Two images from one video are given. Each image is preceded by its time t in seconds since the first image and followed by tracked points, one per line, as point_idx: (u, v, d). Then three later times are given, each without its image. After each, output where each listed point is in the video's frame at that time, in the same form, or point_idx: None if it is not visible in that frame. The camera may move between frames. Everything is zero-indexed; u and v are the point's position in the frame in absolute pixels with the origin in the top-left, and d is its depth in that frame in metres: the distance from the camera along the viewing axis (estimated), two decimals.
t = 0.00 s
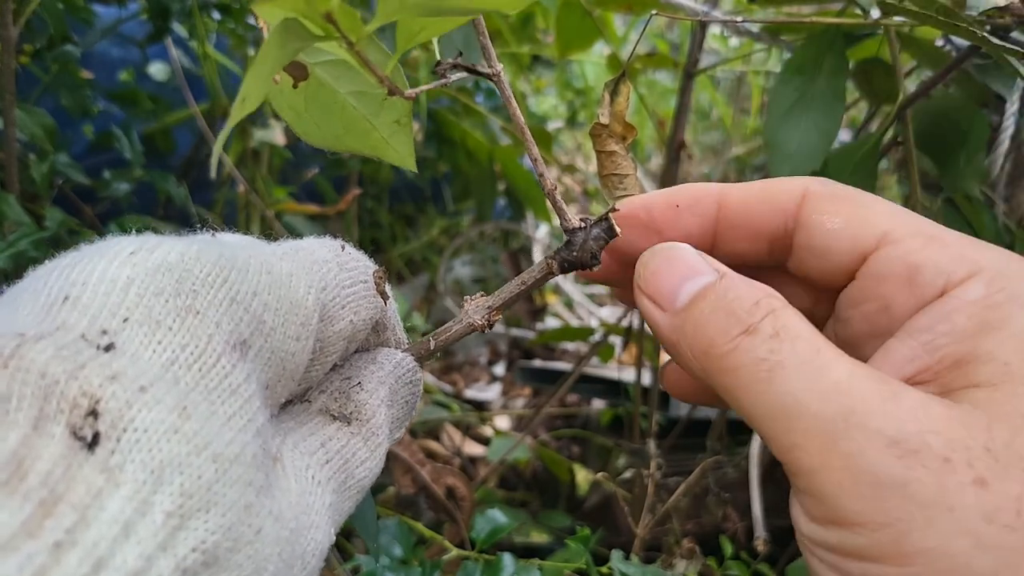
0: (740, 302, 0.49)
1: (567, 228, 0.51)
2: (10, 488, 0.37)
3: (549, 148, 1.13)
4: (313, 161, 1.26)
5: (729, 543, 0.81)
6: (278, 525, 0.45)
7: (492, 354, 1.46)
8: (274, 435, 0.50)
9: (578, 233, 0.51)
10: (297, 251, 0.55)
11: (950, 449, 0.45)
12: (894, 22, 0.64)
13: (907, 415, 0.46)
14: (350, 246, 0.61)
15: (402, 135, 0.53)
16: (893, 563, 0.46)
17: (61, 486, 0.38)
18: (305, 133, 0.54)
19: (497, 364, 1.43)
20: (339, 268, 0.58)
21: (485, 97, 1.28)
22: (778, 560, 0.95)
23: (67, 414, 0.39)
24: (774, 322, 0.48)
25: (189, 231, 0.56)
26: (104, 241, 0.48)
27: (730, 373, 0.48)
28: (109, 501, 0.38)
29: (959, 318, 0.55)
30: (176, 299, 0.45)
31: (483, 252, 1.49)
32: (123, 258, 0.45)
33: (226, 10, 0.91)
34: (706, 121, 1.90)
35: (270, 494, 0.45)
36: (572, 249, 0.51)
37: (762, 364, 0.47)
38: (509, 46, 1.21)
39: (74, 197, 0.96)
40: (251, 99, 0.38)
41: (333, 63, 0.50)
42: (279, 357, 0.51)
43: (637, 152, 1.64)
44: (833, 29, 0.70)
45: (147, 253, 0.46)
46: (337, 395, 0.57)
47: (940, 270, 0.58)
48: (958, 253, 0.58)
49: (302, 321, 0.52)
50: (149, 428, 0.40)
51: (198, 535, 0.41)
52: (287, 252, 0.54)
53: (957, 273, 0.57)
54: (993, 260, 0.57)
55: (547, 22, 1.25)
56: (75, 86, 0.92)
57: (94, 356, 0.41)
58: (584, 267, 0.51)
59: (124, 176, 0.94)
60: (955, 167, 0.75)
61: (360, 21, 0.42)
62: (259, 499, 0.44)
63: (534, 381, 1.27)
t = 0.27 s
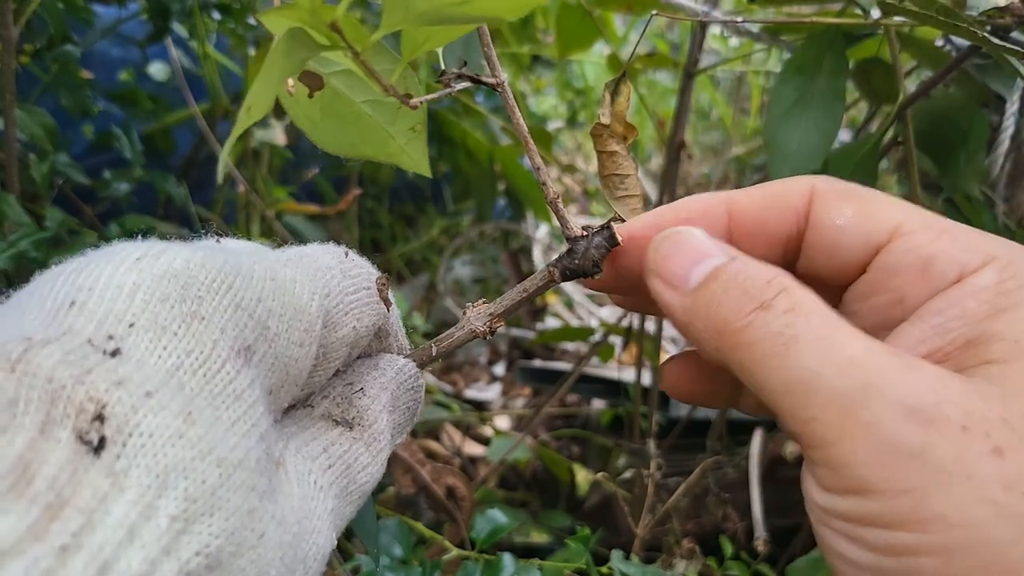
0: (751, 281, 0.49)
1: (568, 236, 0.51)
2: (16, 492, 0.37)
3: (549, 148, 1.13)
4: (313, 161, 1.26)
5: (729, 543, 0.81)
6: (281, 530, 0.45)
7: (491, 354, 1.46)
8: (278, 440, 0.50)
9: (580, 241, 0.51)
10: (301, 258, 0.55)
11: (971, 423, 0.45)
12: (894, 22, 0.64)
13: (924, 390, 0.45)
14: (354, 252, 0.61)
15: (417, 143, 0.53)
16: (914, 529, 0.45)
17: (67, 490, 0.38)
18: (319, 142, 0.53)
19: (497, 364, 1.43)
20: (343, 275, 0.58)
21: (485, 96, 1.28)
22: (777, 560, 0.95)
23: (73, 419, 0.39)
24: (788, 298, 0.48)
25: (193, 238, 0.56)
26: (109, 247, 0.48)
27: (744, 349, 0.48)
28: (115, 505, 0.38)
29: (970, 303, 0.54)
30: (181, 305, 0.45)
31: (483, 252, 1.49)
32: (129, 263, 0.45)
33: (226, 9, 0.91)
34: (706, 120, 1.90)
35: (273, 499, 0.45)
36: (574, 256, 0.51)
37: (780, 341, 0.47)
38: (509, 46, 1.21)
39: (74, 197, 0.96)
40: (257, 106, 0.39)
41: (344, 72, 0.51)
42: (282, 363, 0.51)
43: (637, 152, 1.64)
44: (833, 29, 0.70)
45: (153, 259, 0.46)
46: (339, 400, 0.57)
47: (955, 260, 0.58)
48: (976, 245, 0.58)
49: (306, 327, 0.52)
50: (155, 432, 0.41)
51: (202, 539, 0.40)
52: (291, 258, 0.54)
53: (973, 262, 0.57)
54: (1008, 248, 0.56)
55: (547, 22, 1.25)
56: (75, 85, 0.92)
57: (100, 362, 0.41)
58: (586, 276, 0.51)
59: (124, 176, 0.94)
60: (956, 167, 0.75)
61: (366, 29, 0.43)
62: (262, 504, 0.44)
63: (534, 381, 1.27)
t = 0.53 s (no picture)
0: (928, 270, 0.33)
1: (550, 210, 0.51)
2: None
3: (549, 148, 1.14)
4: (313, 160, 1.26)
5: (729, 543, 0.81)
6: (266, 510, 0.45)
7: (492, 354, 1.45)
8: (263, 423, 0.50)
9: (561, 213, 0.50)
10: (281, 242, 0.55)
11: None
12: (895, 22, 0.64)
13: None
14: (334, 235, 0.61)
15: (383, 118, 0.57)
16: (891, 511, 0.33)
17: (46, 475, 0.38)
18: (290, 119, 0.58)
19: (497, 364, 1.43)
20: (324, 258, 0.58)
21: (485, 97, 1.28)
22: (777, 560, 0.95)
23: (51, 404, 0.39)
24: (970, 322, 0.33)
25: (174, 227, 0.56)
26: (87, 237, 0.48)
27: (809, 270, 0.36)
28: (95, 489, 0.38)
29: None
30: (159, 290, 0.45)
31: (483, 252, 1.49)
32: (105, 251, 0.45)
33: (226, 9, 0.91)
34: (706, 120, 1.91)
35: (257, 480, 0.45)
36: (554, 229, 0.50)
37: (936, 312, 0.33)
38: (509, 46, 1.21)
39: (73, 197, 0.96)
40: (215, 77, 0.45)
41: (311, 52, 0.55)
42: (265, 346, 0.51)
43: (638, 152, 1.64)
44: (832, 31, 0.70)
45: (129, 246, 0.46)
46: (326, 383, 0.57)
47: None
48: None
49: (288, 310, 0.52)
50: (133, 417, 0.41)
51: (185, 520, 0.41)
52: (271, 242, 0.54)
53: None
54: None
55: (547, 22, 1.25)
56: (74, 85, 0.92)
57: (77, 348, 0.41)
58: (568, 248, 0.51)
59: (124, 176, 0.94)
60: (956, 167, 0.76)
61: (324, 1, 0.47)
62: (246, 484, 0.44)
63: (534, 381, 1.27)
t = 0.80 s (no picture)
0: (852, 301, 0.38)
1: (548, 202, 0.50)
2: None
3: (549, 147, 1.13)
4: (313, 161, 1.26)
5: (729, 543, 0.81)
6: (266, 500, 0.45)
7: (492, 354, 1.45)
8: (263, 413, 0.50)
9: (561, 205, 0.50)
10: (280, 234, 0.55)
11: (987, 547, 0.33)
12: (894, 22, 0.64)
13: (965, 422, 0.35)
14: (334, 228, 0.61)
15: (388, 114, 0.53)
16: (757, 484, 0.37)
17: (46, 462, 0.38)
18: (292, 111, 0.55)
19: (497, 364, 1.43)
20: (323, 249, 0.58)
21: (485, 97, 1.28)
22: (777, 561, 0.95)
23: (50, 393, 0.39)
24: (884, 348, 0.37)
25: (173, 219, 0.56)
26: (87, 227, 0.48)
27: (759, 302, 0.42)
28: (95, 476, 0.38)
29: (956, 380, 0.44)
30: (158, 279, 0.45)
31: (483, 252, 1.49)
32: (105, 241, 0.45)
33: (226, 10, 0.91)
34: (706, 120, 1.91)
35: (258, 469, 0.45)
36: (555, 222, 0.50)
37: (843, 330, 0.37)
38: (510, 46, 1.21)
39: (73, 197, 0.96)
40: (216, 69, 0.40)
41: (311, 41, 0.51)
42: (265, 336, 0.51)
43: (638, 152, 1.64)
44: (832, 31, 0.70)
45: (129, 237, 0.46)
46: (326, 374, 0.57)
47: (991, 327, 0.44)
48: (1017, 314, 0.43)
49: (287, 300, 0.52)
50: (133, 404, 0.40)
51: (185, 508, 0.40)
52: (270, 234, 0.54)
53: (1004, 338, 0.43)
54: None
55: (547, 22, 1.25)
56: (74, 85, 0.92)
57: (76, 335, 0.41)
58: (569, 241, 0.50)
59: (124, 176, 0.94)
60: (956, 167, 0.75)
61: None
62: (247, 473, 0.44)
63: (534, 381, 1.27)
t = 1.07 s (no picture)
0: (748, 345, 0.48)
1: (551, 199, 0.51)
2: (5, 459, 0.36)
3: (549, 147, 1.13)
4: (313, 161, 1.26)
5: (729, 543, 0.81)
6: (273, 495, 0.45)
7: (492, 354, 1.46)
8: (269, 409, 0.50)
9: (563, 203, 0.50)
10: (285, 232, 0.55)
11: (929, 527, 0.41)
12: (895, 22, 0.64)
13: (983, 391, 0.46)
14: (339, 225, 0.61)
15: (381, 114, 0.53)
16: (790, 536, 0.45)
17: (57, 458, 0.37)
18: (285, 111, 0.55)
19: (497, 364, 1.43)
20: (328, 247, 0.58)
21: (485, 96, 1.28)
22: (777, 560, 0.95)
23: (60, 389, 0.39)
24: (777, 368, 0.47)
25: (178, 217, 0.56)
26: (94, 225, 0.48)
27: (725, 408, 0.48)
28: (104, 472, 0.38)
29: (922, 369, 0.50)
30: (165, 277, 0.45)
31: (483, 252, 1.49)
32: (112, 239, 0.45)
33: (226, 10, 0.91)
34: (706, 120, 1.91)
35: (264, 465, 0.45)
36: (558, 219, 0.50)
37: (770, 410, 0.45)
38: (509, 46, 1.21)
39: (73, 197, 0.96)
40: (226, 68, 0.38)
41: (308, 40, 0.50)
42: (270, 333, 0.51)
43: (637, 152, 1.64)
44: (832, 31, 0.70)
45: (136, 234, 0.46)
46: (330, 371, 0.57)
47: (898, 323, 0.54)
48: (922, 298, 0.53)
49: (292, 298, 0.52)
50: (141, 401, 0.40)
51: (193, 503, 0.41)
52: (275, 232, 0.54)
53: (918, 321, 0.53)
54: (956, 298, 0.52)
55: (547, 22, 1.25)
56: (75, 85, 0.92)
57: (85, 332, 0.41)
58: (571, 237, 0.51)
59: (124, 175, 0.94)
60: (956, 167, 0.75)
61: None
62: (253, 469, 0.44)
63: (534, 381, 1.27)
